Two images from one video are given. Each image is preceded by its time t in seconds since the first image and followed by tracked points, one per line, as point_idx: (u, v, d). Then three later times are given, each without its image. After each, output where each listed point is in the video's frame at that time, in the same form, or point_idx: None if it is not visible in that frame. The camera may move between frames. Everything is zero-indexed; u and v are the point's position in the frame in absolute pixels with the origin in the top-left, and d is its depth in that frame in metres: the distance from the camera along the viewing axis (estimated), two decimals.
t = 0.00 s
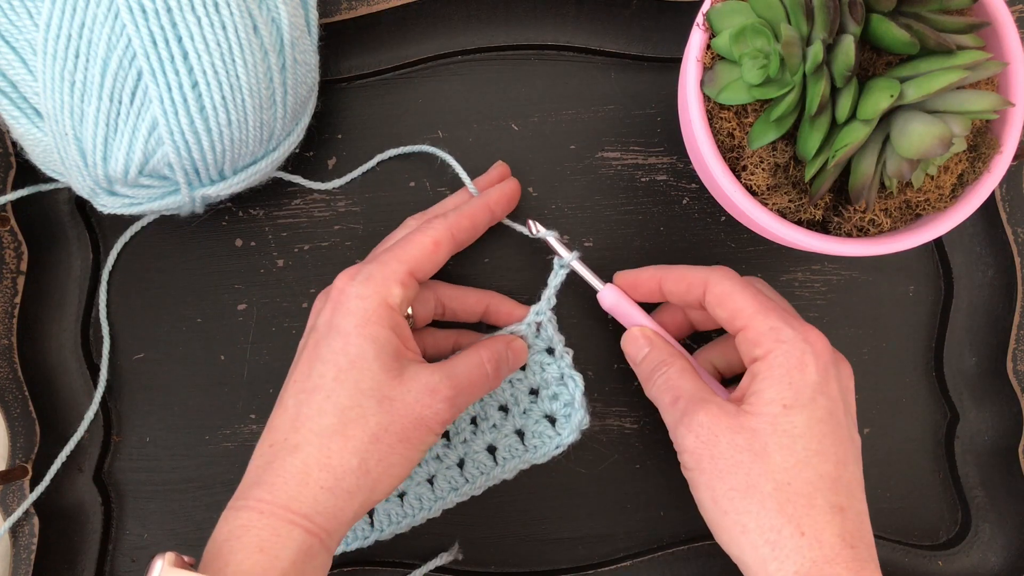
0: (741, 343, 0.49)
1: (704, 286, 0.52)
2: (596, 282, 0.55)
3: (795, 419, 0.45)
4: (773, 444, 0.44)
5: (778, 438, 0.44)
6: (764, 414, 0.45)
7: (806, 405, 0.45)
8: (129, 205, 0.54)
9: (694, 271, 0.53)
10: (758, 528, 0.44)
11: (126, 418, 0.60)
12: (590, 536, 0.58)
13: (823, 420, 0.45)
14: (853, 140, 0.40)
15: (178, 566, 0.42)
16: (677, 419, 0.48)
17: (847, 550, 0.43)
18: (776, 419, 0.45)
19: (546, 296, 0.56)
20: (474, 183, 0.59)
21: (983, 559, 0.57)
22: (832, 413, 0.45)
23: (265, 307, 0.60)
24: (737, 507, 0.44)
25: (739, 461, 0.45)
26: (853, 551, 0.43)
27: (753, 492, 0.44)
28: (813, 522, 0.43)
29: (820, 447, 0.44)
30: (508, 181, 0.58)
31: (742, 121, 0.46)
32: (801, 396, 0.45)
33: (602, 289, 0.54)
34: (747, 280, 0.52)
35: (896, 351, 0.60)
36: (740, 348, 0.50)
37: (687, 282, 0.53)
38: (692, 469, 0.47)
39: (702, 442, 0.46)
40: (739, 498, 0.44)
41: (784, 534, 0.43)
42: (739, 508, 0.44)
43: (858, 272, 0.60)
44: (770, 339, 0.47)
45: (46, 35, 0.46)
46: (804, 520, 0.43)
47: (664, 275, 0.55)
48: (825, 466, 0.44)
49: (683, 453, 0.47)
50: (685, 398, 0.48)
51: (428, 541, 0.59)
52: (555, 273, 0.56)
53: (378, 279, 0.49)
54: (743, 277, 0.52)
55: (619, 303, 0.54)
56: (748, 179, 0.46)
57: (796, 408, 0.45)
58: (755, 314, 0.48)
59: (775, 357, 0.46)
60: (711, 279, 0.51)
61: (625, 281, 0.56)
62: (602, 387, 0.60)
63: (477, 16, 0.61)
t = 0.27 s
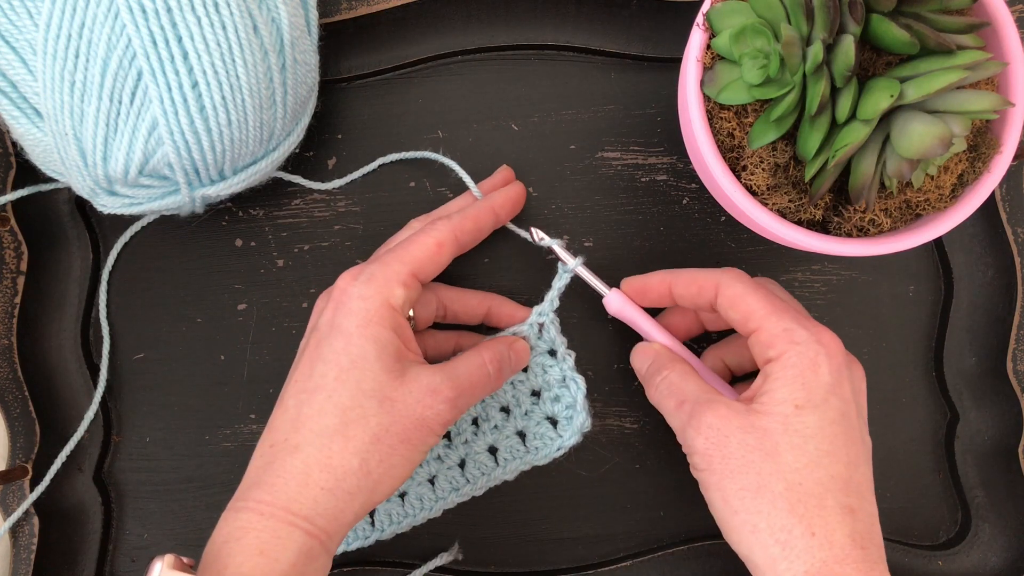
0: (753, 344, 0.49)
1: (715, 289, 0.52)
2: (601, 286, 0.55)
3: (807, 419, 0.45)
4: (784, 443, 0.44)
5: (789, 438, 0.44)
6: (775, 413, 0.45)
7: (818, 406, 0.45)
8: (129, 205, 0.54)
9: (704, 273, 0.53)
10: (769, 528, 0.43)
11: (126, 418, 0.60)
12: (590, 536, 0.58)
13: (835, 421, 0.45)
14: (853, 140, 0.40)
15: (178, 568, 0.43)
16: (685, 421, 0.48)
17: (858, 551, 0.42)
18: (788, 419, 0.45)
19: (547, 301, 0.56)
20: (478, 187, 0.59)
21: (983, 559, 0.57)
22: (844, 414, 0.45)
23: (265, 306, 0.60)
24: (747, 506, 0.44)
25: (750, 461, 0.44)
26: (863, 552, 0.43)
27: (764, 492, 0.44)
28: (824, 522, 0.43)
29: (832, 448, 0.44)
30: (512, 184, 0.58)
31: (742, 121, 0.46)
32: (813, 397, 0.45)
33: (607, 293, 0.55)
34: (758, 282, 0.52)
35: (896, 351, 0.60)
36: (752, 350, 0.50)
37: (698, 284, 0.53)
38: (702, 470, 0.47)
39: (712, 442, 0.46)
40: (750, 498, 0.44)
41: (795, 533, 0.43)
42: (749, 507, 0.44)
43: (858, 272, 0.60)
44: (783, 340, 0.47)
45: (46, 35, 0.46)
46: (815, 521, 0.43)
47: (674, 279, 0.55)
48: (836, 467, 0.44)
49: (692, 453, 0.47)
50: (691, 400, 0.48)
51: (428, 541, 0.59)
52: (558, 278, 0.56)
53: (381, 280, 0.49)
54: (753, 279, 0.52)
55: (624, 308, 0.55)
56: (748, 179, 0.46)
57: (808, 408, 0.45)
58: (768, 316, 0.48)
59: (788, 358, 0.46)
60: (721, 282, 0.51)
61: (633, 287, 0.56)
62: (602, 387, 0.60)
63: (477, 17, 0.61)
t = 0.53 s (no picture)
0: (757, 343, 0.49)
1: (719, 289, 0.52)
2: (601, 289, 0.55)
3: (808, 418, 0.45)
4: (785, 442, 0.44)
5: (790, 437, 0.44)
6: (777, 412, 0.45)
7: (820, 405, 0.45)
8: (129, 205, 0.54)
9: (708, 275, 0.53)
10: (769, 527, 0.44)
11: (126, 418, 0.60)
12: (590, 535, 0.58)
13: (837, 420, 0.45)
14: (853, 140, 0.40)
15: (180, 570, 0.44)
16: (686, 421, 0.48)
17: (859, 551, 0.42)
18: (789, 418, 0.45)
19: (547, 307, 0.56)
20: (479, 188, 0.59)
21: (983, 559, 0.57)
22: (846, 413, 0.45)
23: (265, 307, 0.60)
24: (748, 505, 0.44)
25: (751, 459, 0.45)
26: (864, 552, 0.43)
27: (764, 491, 0.44)
28: (825, 521, 0.43)
29: (833, 447, 0.44)
30: (514, 186, 0.58)
31: (742, 121, 0.46)
32: (815, 396, 0.45)
33: (608, 299, 0.55)
34: (763, 282, 0.52)
35: (896, 350, 0.60)
36: (756, 351, 0.49)
37: (703, 286, 0.53)
38: (703, 469, 0.47)
39: (713, 442, 0.46)
40: (751, 496, 0.44)
41: (795, 533, 0.43)
42: (750, 506, 0.44)
43: (858, 272, 0.60)
44: (787, 339, 0.47)
45: (46, 35, 0.46)
46: (815, 520, 0.43)
47: (679, 283, 0.55)
48: (837, 466, 0.44)
49: (693, 453, 0.47)
50: (691, 401, 0.48)
51: (429, 541, 0.59)
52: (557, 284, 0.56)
53: (384, 279, 0.49)
54: (758, 279, 0.52)
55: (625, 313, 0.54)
56: (748, 179, 0.46)
57: (809, 407, 0.45)
58: (772, 316, 0.48)
59: (791, 357, 0.46)
60: (727, 281, 0.51)
61: (637, 295, 0.56)
62: (602, 387, 0.60)
63: (477, 16, 0.61)
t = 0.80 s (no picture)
0: (759, 343, 0.49)
1: (722, 289, 0.52)
2: (601, 292, 0.55)
3: (810, 417, 0.44)
4: (786, 441, 0.44)
5: (792, 436, 0.44)
6: (778, 411, 0.45)
7: (821, 404, 0.45)
8: (129, 205, 0.54)
9: (711, 274, 0.53)
10: (770, 526, 0.44)
11: (126, 418, 0.60)
12: (590, 535, 0.58)
13: (839, 419, 0.45)
14: (853, 140, 0.40)
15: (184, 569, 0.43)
16: (687, 420, 0.48)
17: (860, 550, 0.42)
18: (790, 417, 0.45)
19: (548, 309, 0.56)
20: (482, 191, 0.59)
21: (983, 559, 0.57)
22: (848, 412, 0.45)
23: (265, 306, 0.60)
24: (749, 504, 0.44)
25: (752, 458, 0.45)
26: (865, 551, 0.42)
27: (765, 490, 0.44)
28: (826, 520, 0.43)
29: (835, 446, 0.44)
30: (516, 189, 0.58)
31: (742, 121, 0.46)
32: (817, 395, 0.45)
33: (608, 300, 0.55)
34: (767, 282, 0.52)
35: (896, 350, 0.60)
36: (759, 350, 0.49)
37: (706, 286, 0.53)
38: (704, 468, 0.47)
39: (714, 441, 0.46)
40: (752, 495, 0.44)
41: (797, 532, 0.43)
42: (751, 505, 0.44)
43: (858, 272, 0.60)
44: (788, 338, 0.47)
45: (46, 35, 0.46)
46: (816, 519, 0.43)
47: (681, 283, 0.55)
48: (839, 465, 0.44)
49: (694, 452, 0.47)
50: (692, 401, 0.48)
51: (428, 541, 0.59)
52: (558, 286, 0.56)
53: (385, 280, 0.49)
54: (762, 278, 0.52)
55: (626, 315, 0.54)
56: (748, 179, 0.46)
57: (811, 406, 0.45)
58: (775, 315, 0.48)
59: (793, 356, 0.46)
60: (730, 280, 0.51)
61: (640, 297, 0.56)
62: (602, 387, 0.60)
63: (477, 16, 0.61)
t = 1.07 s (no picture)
0: (761, 341, 0.49)
1: (725, 286, 0.52)
2: (603, 291, 0.55)
3: (810, 416, 0.44)
4: (786, 440, 0.44)
5: (792, 434, 0.44)
6: (779, 410, 0.45)
7: (822, 403, 0.45)
8: (129, 205, 0.54)
9: (714, 272, 0.53)
10: (770, 525, 0.44)
11: (126, 418, 0.60)
12: (590, 536, 0.58)
13: (840, 418, 0.45)
14: (853, 140, 0.40)
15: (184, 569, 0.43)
16: (687, 419, 0.48)
17: (860, 549, 0.42)
18: (791, 416, 0.45)
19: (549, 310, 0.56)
20: (483, 189, 0.59)
21: (983, 559, 0.57)
22: (849, 411, 0.45)
23: (265, 307, 0.60)
24: (749, 503, 0.44)
25: (751, 457, 0.45)
26: (865, 550, 0.42)
27: (765, 489, 0.44)
28: (826, 519, 0.43)
29: (835, 444, 0.44)
30: (515, 183, 0.58)
31: (742, 121, 0.46)
32: (817, 393, 0.45)
33: (610, 300, 0.55)
34: (770, 280, 0.52)
35: (896, 350, 0.60)
36: (761, 348, 0.49)
37: (709, 284, 0.53)
38: (704, 467, 0.47)
39: (714, 440, 0.46)
40: (751, 494, 0.44)
41: (796, 530, 0.43)
42: (750, 504, 0.44)
43: (858, 272, 0.60)
44: (790, 337, 0.47)
45: (46, 35, 0.46)
46: (816, 518, 0.43)
47: (684, 282, 0.55)
48: (839, 464, 0.44)
49: (695, 451, 0.47)
50: (692, 400, 0.48)
51: (428, 541, 0.59)
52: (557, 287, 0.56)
53: (385, 280, 0.49)
54: (765, 276, 0.52)
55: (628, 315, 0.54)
56: (748, 179, 0.46)
57: (811, 405, 0.45)
58: (777, 313, 0.48)
59: (794, 354, 0.46)
60: (733, 279, 0.51)
61: (644, 298, 0.56)
62: (602, 387, 0.60)
63: (477, 16, 0.61)
